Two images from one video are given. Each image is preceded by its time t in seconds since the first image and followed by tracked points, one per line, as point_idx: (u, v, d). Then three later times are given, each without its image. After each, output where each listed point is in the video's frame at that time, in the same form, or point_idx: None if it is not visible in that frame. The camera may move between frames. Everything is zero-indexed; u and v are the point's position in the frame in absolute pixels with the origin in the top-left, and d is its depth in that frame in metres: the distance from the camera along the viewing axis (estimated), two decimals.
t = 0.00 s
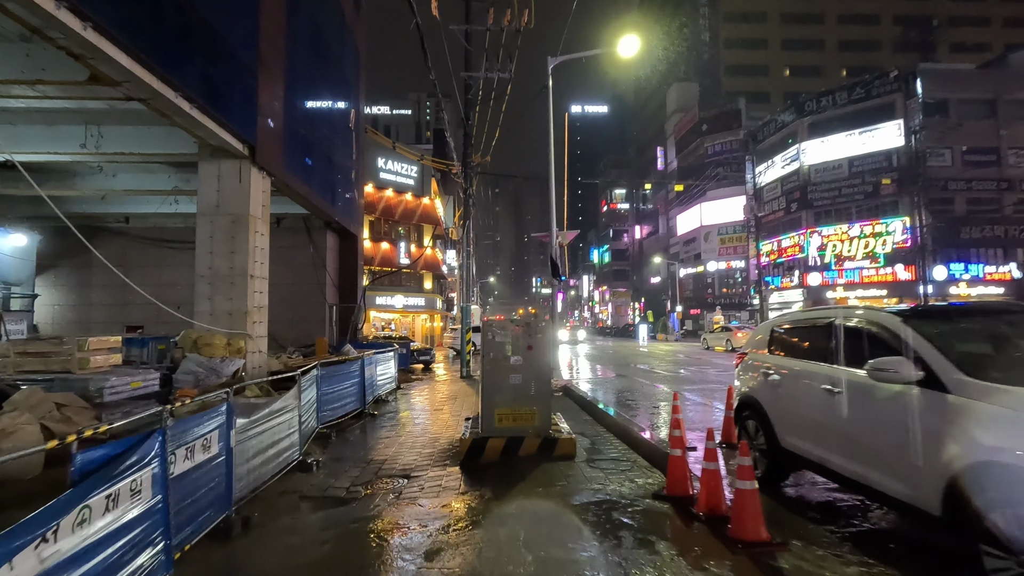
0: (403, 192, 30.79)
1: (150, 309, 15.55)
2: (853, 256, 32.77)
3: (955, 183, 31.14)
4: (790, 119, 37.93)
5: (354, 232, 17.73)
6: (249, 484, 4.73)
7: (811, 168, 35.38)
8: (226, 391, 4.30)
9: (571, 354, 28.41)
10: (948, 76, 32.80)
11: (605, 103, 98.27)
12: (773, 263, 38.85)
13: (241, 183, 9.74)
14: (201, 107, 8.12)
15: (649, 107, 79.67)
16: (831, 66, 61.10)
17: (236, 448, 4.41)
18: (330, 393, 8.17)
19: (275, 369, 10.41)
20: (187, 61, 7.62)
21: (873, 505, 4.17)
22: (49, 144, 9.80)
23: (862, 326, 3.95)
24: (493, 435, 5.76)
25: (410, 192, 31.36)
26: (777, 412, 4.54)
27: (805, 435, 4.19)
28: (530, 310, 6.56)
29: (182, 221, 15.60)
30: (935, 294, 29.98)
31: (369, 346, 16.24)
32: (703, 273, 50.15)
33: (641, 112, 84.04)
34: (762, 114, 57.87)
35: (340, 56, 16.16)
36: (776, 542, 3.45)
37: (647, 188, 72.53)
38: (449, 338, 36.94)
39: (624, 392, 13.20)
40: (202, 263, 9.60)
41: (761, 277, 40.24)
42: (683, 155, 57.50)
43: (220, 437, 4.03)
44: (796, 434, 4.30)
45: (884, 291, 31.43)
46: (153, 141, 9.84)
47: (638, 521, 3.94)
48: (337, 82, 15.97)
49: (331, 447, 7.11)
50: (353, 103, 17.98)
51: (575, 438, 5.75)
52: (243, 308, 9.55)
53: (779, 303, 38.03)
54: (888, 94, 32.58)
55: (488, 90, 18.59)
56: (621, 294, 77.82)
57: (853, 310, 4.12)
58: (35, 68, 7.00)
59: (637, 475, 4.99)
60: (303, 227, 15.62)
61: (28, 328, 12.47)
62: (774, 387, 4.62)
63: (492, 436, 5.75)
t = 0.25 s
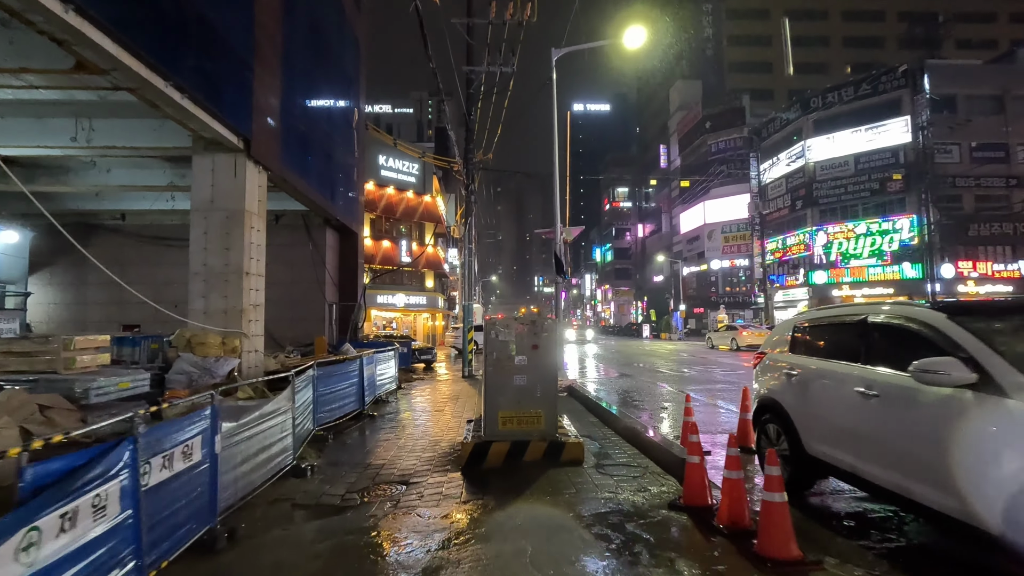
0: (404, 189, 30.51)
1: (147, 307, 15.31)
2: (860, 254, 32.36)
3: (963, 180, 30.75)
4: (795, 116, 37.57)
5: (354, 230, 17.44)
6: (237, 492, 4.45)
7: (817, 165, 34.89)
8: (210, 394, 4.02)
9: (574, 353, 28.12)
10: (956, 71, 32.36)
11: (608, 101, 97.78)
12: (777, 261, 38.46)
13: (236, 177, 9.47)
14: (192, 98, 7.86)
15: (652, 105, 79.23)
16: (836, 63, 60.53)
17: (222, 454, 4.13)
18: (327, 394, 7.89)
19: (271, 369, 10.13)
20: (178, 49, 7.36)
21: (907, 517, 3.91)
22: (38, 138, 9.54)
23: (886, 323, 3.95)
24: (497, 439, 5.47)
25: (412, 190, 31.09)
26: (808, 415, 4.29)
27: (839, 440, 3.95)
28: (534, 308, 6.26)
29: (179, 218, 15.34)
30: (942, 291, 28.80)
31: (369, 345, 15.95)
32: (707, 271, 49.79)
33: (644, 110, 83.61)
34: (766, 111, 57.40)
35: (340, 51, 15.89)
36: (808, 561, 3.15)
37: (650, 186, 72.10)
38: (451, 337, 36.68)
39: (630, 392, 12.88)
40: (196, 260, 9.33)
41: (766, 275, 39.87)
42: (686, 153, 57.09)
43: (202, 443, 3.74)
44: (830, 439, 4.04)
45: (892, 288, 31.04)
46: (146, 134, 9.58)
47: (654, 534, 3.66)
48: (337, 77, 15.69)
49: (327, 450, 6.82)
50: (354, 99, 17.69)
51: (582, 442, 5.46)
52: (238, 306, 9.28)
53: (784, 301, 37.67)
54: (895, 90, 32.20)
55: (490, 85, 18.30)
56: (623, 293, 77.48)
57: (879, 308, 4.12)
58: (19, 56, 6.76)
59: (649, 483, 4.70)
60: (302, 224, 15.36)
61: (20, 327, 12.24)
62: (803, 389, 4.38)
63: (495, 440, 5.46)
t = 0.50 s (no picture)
0: (405, 187, 30.22)
1: (143, 306, 15.04)
2: (866, 252, 31.97)
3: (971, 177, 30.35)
4: (800, 112, 37.17)
5: (354, 228, 17.13)
6: (221, 503, 4.15)
7: (823, 162, 34.57)
8: (190, 398, 3.72)
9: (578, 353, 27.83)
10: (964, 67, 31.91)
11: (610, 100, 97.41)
12: (783, 260, 38.02)
13: (230, 172, 9.17)
14: (182, 88, 7.55)
15: (655, 103, 78.71)
16: (840, 61, 59.91)
17: (205, 464, 3.83)
18: (325, 395, 7.61)
19: (267, 370, 9.84)
20: (166, 35, 7.06)
21: (950, 535, 3.62)
22: (25, 131, 9.24)
23: (917, 321, 3.79)
24: (501, 445, 5.17)
25: (413, 187, 30.78)
26: (841, 421, 4.00)
27: (876, 448, 3.67)
28: (539, 307, 5.94)
29: (176, 215, 15.07)
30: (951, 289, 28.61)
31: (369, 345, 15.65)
32: (711, 270, 49.39)
33: (646, 108, 83.07)
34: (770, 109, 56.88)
35: (339, 43, 15.55)
36: None
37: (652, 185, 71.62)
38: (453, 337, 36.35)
39: (635, 393, 12.53)
40: (189, 256, 9.03)
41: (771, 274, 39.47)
42: (690, 151, 56.66)
43: (179, 452, 3.43)
44: (867, 447, 3.75)
45: (899, 288, 30.66)
46: (136, 127, 9.27)
47: (669, 550, 3.37)
48: (336, 71, 15.38)
49: (321, 455, 6.50)
50: (354, 94, 17.39)
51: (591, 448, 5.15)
52: (232, 305, 8.97)
53: (790, 300, 37.30)
54: (902, 86, 31.76)
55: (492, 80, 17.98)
56: (626, 292, 77.03)
57: (906, 305, 3.97)
58: None
59: (661, 493, 4.38)
60: (301, 221, 15.06)
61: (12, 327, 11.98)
62: (836, 392, 4.10)
63: (499, 447, 5.15)
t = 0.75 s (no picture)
0: (406, 186, 29.92)
1: (140, 306, 14.80)
2: (873, 251, 31.64)
3: (980, 175, 29.98)
4: (806, 110, 36.78)
5: (354, 226, 16.84)
6: (208, 518, 3.86)
7: (829, 160, 34.33)
8: (171, 406, 3.44)
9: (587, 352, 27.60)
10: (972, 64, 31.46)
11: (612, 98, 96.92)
12: (788, 259, 37.58)
13: (225, 167, 8.88)
14: (173, 79, 7.25)
15: (658, 101, 78.23)
16: (845, 58, 59.31)
17: (188, 477, 3.54)
18: (323, 398, 7.33)
19: (264, 372, 9.58)
20: (155, 22, 6.76)
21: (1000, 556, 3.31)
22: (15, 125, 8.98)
23: (950, 321, 3.59)
24: (507, 454, 4.87)
25: (414, 186, 30.48)
26: (877, 431, 3.71)
27: (918, 461, 3.38)
28: (547, 307, 5.64)
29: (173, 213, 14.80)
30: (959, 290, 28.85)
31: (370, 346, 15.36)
32: (714, 269, 49.00)
33: (649, 107, 82.59)
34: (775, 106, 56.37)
35: (338, 37, 15.25)
36: None
37: (655, 183, 71.15)
38: (455, 337, 36.07)
39: (640, 395, 12.19)
40: (183, 254, 8.76)
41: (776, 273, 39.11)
42: (693, 149, 56.24)
43: (158, 466, 3.15)
44: (908, 459, 3.46)
45: (906, 287, 30.75)
46: (129, 120, 8.99)
47: (694, 573, 3.08)
48: (336, 66, 15.08)
49: (317, 462, 6.20)
50: (354, 89, 17.07)
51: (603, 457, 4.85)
52: (227, 304, 8.69)
53: (795, 299, 36.95)
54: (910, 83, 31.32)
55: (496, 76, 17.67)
56: (629, 292, 76.60)
57: (936, 304, 3.79)
58: None
59: (679, 507, 4.08)
60: (300, 219, 14.77)
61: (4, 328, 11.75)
62: (872, 398, 3.81)
63: (505, 455, 4.86)
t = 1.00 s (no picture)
0: (408, 183, 29.63)
1: (137, 304, 14.53)
2: (879, 249, 31.23)
3: (989, 172, 29.59)
4: (812, 107, 36.41)
5: (354, 223, 16.54)
6: (190, 529, 3.56)
7: (835, 158, 33.75)
8: (148, 407, 3.15)
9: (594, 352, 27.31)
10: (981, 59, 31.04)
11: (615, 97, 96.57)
12: (795, 258, 37.17)
13: (221, 160, 8.59)
14: (164, 65, 6.95)
15: (661, 100, 77.82)
16: (850, 56, 58.82)
17: (167, 485, 3.24)
18: (320, 398, 7.04)
19: (261, 371, 9.29)
20: (144, 5, 6.46)
21: None
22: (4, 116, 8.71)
23: (986, 315, 3.43)
24: (513, 460, 4.56)
25: (416, 184, 30.19)
26: (921, 436, 3.40)
27: (963, 468, 3.09)
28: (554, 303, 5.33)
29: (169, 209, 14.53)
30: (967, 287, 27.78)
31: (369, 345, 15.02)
32: (718, 268, 48.60)
33: (652, 106, 82.20)
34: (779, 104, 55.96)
35: (338, 31, 14.98)
36: None
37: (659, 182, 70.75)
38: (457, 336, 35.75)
39: (645, 395, 11.86)
40: (177, 250, 8.47)
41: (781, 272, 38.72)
42: (697, 147, 55.86)
43: (129, 476, 2.85)
44: (955, 467, 3.15)
45: (914, 285, 29.89)
46: (121, 112, 8.71)
47: None
48: (336, 60, 14.80)
49: (313, 466, 5.90)
50: (354, 84, 16.77)
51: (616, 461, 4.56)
52: (222, 302, 8.41)
53: (801, 298, 36.53)
54: (918, 78, 30.87)
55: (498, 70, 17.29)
56: (631, 292, 76.15)
57: (966, 300, 3.62)
58: None
59: (702, 518, 3.77)
60: (299, 216, 14.48)
61: None
62: (917, 399, 3.49)
63: (511, 460, 4.56)
